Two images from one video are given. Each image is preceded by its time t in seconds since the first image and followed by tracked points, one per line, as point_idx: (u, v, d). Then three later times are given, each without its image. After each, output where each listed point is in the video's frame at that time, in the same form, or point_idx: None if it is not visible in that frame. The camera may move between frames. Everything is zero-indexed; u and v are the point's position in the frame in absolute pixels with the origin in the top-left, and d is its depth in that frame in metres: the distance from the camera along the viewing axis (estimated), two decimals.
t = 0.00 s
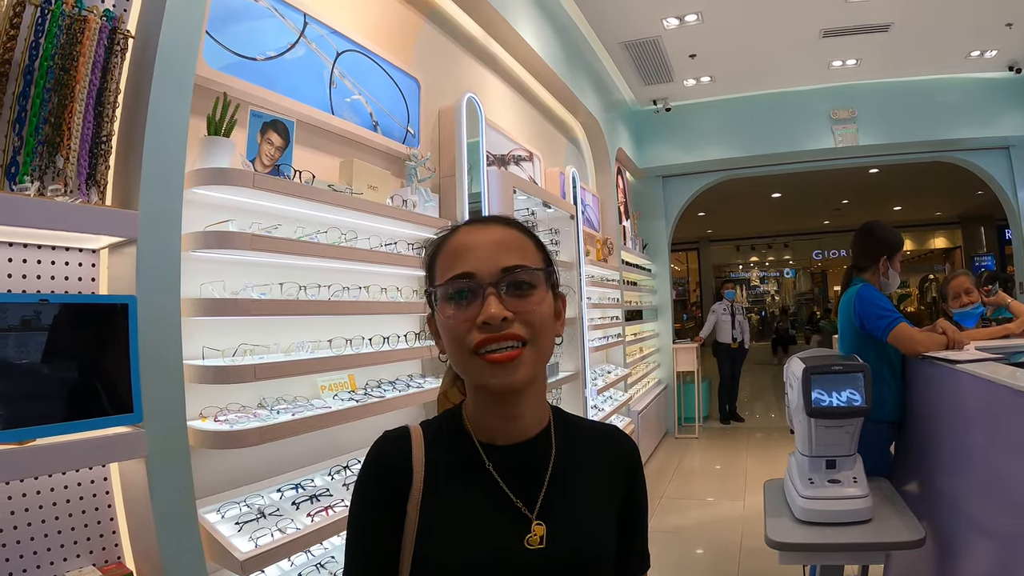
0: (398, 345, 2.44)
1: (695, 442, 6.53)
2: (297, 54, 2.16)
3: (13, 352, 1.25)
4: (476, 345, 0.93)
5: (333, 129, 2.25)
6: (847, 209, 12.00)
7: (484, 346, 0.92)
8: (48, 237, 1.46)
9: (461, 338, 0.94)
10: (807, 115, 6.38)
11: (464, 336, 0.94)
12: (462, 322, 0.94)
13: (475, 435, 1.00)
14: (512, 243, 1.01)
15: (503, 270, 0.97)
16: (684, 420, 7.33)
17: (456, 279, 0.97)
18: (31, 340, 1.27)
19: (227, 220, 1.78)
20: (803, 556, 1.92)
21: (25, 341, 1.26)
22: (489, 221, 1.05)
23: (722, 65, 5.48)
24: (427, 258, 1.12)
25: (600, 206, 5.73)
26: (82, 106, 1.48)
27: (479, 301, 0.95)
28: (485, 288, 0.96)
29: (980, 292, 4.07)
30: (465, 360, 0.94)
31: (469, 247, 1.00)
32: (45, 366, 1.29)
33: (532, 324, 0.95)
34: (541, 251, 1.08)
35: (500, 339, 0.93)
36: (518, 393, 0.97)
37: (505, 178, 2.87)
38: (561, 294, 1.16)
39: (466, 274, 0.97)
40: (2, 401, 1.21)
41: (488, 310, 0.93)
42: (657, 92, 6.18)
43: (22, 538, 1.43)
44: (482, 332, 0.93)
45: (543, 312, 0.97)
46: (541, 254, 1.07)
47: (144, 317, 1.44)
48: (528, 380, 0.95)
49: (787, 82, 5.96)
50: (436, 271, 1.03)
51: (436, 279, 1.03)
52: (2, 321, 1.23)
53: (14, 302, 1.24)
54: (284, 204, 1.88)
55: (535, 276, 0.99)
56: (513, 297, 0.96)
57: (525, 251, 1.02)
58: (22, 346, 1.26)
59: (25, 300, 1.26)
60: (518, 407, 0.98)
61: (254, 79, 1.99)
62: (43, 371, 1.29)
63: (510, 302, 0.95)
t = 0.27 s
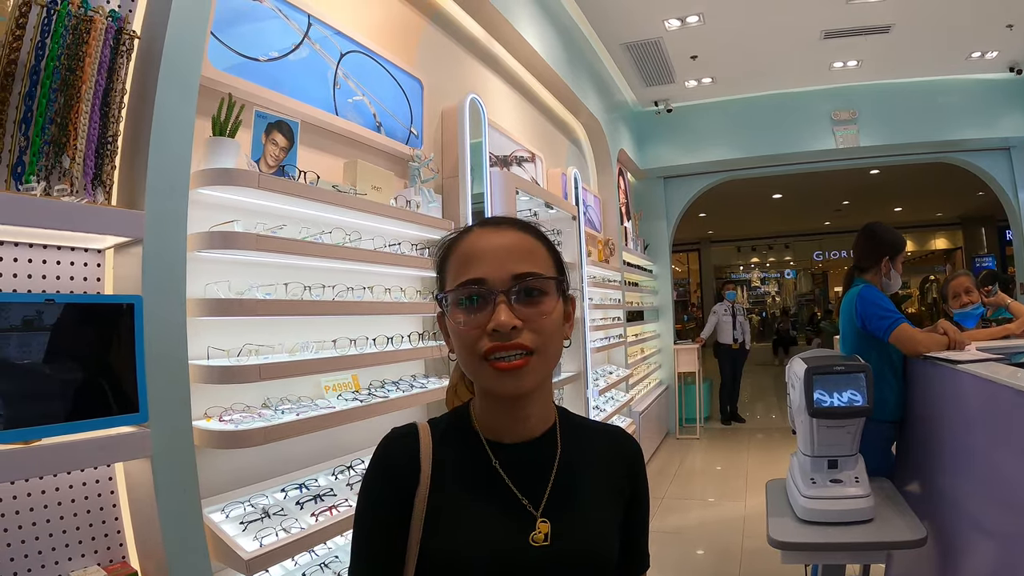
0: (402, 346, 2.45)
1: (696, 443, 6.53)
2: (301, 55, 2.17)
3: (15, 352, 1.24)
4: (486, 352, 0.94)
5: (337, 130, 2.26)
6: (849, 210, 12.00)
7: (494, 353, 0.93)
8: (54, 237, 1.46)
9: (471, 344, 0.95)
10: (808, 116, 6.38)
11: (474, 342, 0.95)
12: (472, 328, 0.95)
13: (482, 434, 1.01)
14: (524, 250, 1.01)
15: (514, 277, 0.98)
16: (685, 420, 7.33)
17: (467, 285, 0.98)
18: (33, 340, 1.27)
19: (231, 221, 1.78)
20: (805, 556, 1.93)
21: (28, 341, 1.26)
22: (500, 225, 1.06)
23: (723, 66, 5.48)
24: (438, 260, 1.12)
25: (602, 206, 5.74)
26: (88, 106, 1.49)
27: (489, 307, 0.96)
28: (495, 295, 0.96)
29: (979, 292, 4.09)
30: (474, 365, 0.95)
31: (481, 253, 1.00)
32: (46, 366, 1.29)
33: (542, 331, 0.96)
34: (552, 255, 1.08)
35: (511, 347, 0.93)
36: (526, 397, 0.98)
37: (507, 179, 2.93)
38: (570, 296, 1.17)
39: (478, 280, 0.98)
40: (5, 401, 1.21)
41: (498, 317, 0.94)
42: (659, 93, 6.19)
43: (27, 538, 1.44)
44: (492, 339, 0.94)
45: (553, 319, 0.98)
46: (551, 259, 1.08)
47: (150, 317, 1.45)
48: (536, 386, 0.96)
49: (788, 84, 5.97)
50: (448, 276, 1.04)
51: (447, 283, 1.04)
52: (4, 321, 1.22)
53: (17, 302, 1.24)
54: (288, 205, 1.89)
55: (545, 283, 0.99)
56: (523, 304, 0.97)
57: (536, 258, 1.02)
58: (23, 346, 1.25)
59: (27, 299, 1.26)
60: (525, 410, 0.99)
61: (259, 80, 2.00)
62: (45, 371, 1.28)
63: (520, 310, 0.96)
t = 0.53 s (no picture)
0: (403, 347, 2.46)
1: (697, 444, 6.54)
2: (303, 57, 2.18)
3: (17, 352, 1.25)
4: (488, 354, 0.95)
5: (338, 132, 2.27)
6: (849, 211, 12.00)
7: (495, 355, 0.94)
8: (58, 239, 1.47)
9: (473, 346, 0.96)
10: (808, 117, 6.39)
11: (475, 344, 0.96)
12: (473, 330, 0.96)
13: (482, 433, 1.02)
14: (526, 254, 1.02)
15: (516, 280, 0.99)
16: (685, 421, 7.34)
17: (470, 287, 0.99)
18: (35, 341, 1.27)
19: (234, 222, 1.80)
20: (804, 557, 1.93)
21: (29, 342, 1.27)
22: (503, 229, 1.06)
23: (723, 67, 5.49)
24: (440, 262, 1.13)
25: (602, 207, 5.75)
26: (92, 109, 1.50)
27: (491, 310, 0.97)
28: (497, 298, 0.97)
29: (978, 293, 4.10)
30: (476, 367, 0.96)
31: (484, 256, 1.01)
32: (47, 366, 1.29)
33: (542, 334, 0.97)
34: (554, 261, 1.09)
35: (512, 349, 0.94)
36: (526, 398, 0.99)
37: (508, 181, 2.94)
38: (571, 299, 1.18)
39: (480, 283, 0.99)
40: (7, 401, 1.22)
41: (500, 320, 0.95)
42: (659, 94, 6.20)
43: (30, 539, 1.45)
44: (493, 341, 0.95)
45: (553, 323, 0.99)
46: (552, 264, 1.09)
47: (153, 319, 1.46)
48: (536, 387, 0.97)
49: (788, 85, 5.98)
50: (450, 278, 1.05)
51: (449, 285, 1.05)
52: (5, 322, 1.23)
53: (18, 302, 1.25)
54: (290, 207, 1.90)
55: (546, 287, 1.00)
56: (524, 307, 0.97)
57: (538, 262, 1.03)
58: (25, 347, 1.26)
59: (28, 300, 1.26)
60: (525, 411, 1.00)
61: (261, 82, 2.01)
62: (46, 371, 1.29)
63: (521, 313, 0.97)
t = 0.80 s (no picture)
0: (404, 347, 2.46)
1: (697, 444, 6.54)
2: (304, 58, 2.19)
3: (17, 352, 1.25)
4: (479, 355, 0.95)
5: (339, 132, 2.27)
6: (850, 212, 12.00)
7: (485, 356, 0.95)
8: (59, 239, 1.48)
9: (465, 347, 0.96)
10: (809, 118, 6.39)
11: (467, 345, 0.96)
12: (465, 331, 0.97)
13: (477, 433, 1.02)
14: (518, 256, 1.02)
15: (506, 281, 0.99)
16: (685, 422, 7.34)
17: (462, 289, 0.99)
18: (36, 340, 1.28)
19: (235, 222, 1.80)
20: (804, 557, 1.93)
21: (29, 341, 1.27)
22: (495, 230, 1.07)
23: (724, 68, 5.50)
24: (435, 263, 1.14)
25: (603, 208, 5.75)
26: (93, 109, 1.51)
27: (482, 311, 0.97)
28: (488, 299, 0.98)
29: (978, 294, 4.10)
30: (469, 368, 0.96)
31: (476, 258, 1.01)
32: (48, 366, 1.30)
33: (532, 334, 0.97)
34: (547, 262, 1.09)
35: (502, 350, 0.95)
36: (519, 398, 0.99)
37: (508, 181, 2.94)
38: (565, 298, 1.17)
39: (472, 284, 0.99)
40: (8, 400, 1.22)
41: (490, 321, 0.95)
42: (660, 95, 6.20)
43: (30, 538, 1.45)
44: (484, 342, 0.95)
45: (544, 324, 0.99)
46: (544, 265, 1.09)
47: (154, 319, 1.46)
48: (528, 388, 0.97)
49: (789, 86, 5.98)
50: (443, 280, 1.05)
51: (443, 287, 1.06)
52: (5, 321, 1.23)
53: (19, 302, 1.25)
54: (290, 207, 1.90)
55: (536, 288, 1.00)
56: (514, 308, 0.98)
57: (529, 263, 1.03)
58: (25, 346, 1.26)
59: (28, 300, 1.26)
60: (518, 411, 1.00)
61: (261, 82, 2.01)
62: (47, 371, 1.29)
63: (512, 314, 0.97)
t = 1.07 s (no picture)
0: (406, 347, 2.46)
1: (697, 445, 6.54)
2: (307, 59, 2.19)
3: (18, 352, 1.25)
4: (482, 365, 0.96)
5: (341, 133, 2.28)
6: (850, 213, 12.01)
7: (490, 366, 0.96)
8: (62, 240, 1.48)
9: (470, 355, 0.97)
10: (809, 119, 6.40)
11: (471, 353, 0.97)
12: (469, 340, 0.97)
13: (481, 431, 1.03)
14: (520, 263, 1.02)
15: (510, 290, 0.99)
16: (686, 422, 7.35)
17: (465, 297, 1.00)
18: (36, 340, 1.28)
19: (239, 223, 1.81)
20: (805, 557, 1.94)
21: (31, 341, 1.27)
22: (498, 235, 1.06)
23: (725, 69, 5.50)
24: (438, 264, 1.13)
25: (604, 209, 5.76)
26: (97, 109, 1.51)
27: (486, 320, 0.97)
28: (492, 308, 0.98)
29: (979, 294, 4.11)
30: (474, 375, 0.97)
31: (478, 266, 1.01)
32: (51, 366, 1.30)
33: (536, 343, 0.98)
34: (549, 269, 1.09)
35: (507, 360, 0.95)
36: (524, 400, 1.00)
37: (510, 182, 2.97)
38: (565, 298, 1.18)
39: (475, 293, 0.99)
40: (10, 400, 1.22)
41: (494, 331, 0.95)
42: (661, 96, 6.21)
43: (34, 538, 1.45)
44: (489, 351, 0.96)
45: (547, 332, 0.99)
46: (546, 269, 1.09)
47: (158, 319, 1.47)
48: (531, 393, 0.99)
49: (790, 87, 5.99)
50: (447, 285, 1.05)
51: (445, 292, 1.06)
52: (7, 321, 1.23)
53: (21, 302, 1.25)
54: (294, 208, 1.91)
55: (540, 296, 1.01)
56: (517, 317, 0.98)
57: (532, 271, 1.03)
58: (28, 347, 1.26)
59: (29, 300, 1.26)
60: (522, 412, 1.01)
61: (264, 83, 2.02)
62: (50, 371, 1.30)
63: (516, 322, 0.98)
